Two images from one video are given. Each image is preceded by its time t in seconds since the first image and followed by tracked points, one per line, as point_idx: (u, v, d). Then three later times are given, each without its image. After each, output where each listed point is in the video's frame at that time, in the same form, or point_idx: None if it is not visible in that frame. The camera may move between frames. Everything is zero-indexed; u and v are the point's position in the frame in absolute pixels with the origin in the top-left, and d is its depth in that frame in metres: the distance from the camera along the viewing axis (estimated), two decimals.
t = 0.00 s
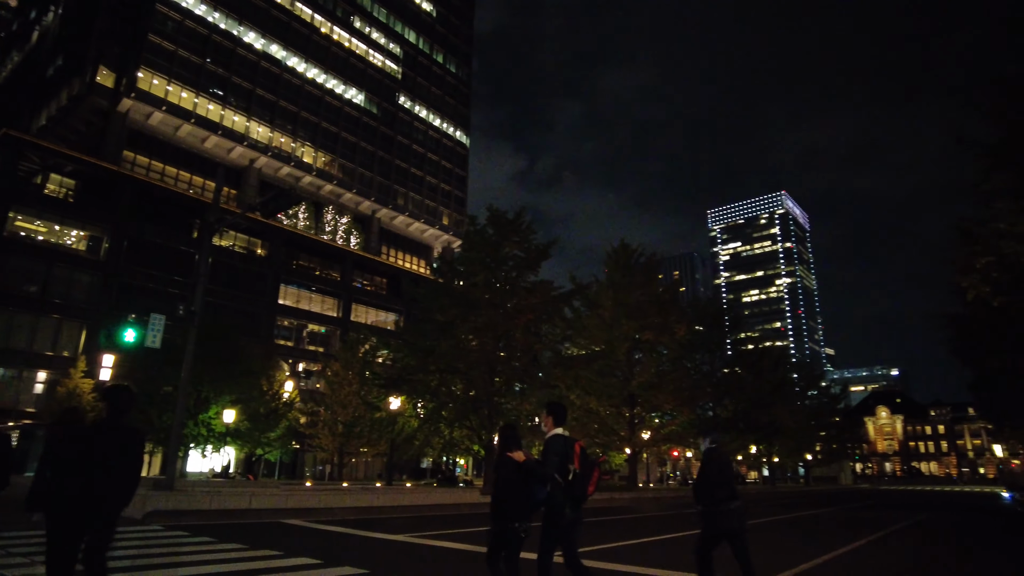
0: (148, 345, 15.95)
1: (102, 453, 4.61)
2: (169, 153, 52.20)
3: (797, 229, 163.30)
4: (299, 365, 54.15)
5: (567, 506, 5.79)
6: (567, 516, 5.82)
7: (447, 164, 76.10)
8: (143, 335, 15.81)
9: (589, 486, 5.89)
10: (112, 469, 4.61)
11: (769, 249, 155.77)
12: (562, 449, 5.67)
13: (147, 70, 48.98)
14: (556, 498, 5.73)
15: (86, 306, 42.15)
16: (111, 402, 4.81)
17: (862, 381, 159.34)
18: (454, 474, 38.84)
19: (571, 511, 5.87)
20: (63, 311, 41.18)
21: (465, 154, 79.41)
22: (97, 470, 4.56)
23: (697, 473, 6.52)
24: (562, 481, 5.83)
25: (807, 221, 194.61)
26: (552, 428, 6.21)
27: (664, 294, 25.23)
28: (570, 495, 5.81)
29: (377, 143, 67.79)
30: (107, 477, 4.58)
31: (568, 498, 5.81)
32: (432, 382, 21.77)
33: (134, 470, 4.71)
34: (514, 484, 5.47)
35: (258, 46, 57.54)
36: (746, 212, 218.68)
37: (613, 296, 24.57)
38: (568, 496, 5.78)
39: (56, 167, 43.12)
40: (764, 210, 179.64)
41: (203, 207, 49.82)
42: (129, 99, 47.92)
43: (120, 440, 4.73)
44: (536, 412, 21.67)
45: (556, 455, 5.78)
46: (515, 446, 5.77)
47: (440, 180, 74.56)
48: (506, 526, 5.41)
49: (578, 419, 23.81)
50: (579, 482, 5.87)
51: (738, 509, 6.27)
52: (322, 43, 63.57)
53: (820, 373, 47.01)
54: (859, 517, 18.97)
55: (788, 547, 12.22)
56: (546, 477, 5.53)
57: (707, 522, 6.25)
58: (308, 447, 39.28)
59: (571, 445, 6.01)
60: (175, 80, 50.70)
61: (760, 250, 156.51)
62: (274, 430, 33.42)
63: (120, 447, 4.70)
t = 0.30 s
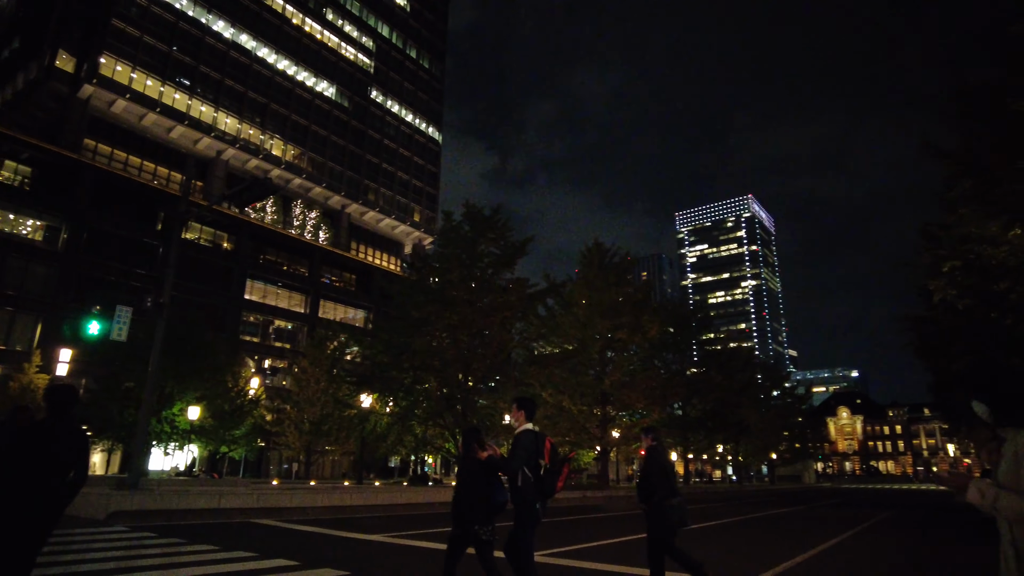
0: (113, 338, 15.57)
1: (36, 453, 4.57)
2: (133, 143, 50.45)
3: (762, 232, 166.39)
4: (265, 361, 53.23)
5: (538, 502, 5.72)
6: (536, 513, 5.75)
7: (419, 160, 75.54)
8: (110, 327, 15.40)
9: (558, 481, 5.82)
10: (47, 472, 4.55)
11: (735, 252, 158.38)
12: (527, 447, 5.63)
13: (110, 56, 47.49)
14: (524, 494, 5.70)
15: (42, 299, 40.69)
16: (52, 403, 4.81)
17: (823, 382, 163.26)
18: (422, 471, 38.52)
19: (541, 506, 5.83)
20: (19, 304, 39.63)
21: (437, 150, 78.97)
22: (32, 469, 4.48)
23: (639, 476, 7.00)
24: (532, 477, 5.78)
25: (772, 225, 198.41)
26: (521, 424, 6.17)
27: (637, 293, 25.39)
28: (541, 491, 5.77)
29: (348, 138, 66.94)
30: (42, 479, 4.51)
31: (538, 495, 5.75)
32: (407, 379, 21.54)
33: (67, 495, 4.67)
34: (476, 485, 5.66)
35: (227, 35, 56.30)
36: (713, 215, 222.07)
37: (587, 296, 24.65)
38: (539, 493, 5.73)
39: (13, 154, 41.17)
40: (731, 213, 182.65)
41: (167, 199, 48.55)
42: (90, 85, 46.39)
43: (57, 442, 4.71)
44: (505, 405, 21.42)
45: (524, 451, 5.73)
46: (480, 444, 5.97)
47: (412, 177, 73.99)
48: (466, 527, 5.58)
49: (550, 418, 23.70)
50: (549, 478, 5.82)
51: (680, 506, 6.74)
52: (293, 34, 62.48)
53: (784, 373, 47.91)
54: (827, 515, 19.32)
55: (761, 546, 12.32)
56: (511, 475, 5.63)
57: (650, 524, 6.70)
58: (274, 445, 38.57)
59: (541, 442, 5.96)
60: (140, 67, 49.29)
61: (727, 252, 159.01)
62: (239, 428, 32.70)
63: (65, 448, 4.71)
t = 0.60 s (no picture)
0: (88, 334, 15.11)
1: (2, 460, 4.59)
2: (103, 134, 49.14)
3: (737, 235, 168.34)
4: (238, 359, 52.38)
5: (517, 503, 5.69)
6: (513, 517, 5.68)
7: (398, 157, 74.97)
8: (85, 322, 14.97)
9: (536, 484, 5.83)
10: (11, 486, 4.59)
11: (710, 255, 160.04)
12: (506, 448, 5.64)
13: (81, 44, 46.24)
14: (502, 495, 5.65)
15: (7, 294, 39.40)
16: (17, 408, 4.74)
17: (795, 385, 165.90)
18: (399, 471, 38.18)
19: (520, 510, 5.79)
20: None
21: (416, 148, 78.43)
22: None
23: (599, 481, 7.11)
24: (509, 478, 5.74)
25: (747, 228, 200.82)
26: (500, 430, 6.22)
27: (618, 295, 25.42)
28: (519, 493, 5.73)
29: (327, 134, 66.17)
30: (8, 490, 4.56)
31: (516, 497, 5.71)
32: (388, 379, 21.33)
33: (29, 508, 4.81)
34: (453, 483, 5.58)
35: (204, 27, 55.25)
36: (689, 218, 224.12)
37: (569, 296, 24.56)
38: (516, 495, 5.68)
39: None
40: (706, 217, 184.74)
41: (139, 192, 47.43)
42: (60, 74, 45.09)
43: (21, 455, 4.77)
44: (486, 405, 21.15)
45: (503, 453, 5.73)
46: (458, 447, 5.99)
47: (391, 174, 73.40)
48: (439, 524, 5.42)
49: (531, 418, 23.59)
50: (527, 480, 5.81)
51: (637, 505, 6.73)
52: (271, 27, 61.58)
53: (759, 374, 48.41)
54: (805, 515, 19.52)
55: (747, 549, 12.34)
56: (489, 477, 5.62)
57: (613, 522, 6.70)
58: (248, 444, 37.90)
59: (519, 446, 5.97)
60: (113, 57, 48.11)
61: (702, 255, 160.57)
62: (212, 427, 32.04)
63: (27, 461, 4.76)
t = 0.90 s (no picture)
0: (76, 328, 14.79)
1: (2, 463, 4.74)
2: (86, 127, 48.26)
3: (721, 236, 169.56)
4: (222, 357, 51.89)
5: (499, 494, 5.57)
6: (495, 507, 5.50)
7: (385, 155, 74.58)
8: (73, 316, 14.69)
9: (520, 476, 5.75)
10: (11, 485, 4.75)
11: (694, 255, 160.98)
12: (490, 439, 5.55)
13: (62, 35, 45.41)
14: (484, 485, 5.51)
15: None
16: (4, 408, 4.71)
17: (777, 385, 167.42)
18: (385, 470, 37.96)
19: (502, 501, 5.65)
20: None
21: (404, 145, 78.05)
22: None
23: (562, 478, 7.24)
24: (494, 469, 5.64)
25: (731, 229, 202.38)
26: (485, 423, 6.16)
27: (607, 294, 25.45)
28: (502, 484, 5.62)
29: (313, 130, 65.61)
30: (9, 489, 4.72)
31: (500, 487, 5.60)
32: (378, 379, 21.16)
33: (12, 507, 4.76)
34: (437, 480, 5.63)
35: (189, 20, 54.53)
36: (673, 219, 225.21)
37: (559, 294, 24.50)
38: (499, 486, 5.56)
39: None
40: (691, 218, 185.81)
41: (123, 186, 46.66)
42: (41, 65, 44.21)
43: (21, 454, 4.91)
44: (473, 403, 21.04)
45: (486, 445, 5.62)
46: (441, 440, 5.90)
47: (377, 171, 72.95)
48: (426, 523, 5.57)
49: (520, 417, 23.54)
50: (510, 472, 5.71)
51: (598, 500, 7.00)
52: (258, 22, 60.94)
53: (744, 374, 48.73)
54: (795, 514, 19.64)
55: (742, 549, 12.34)
56: (473, 467, 5.42)
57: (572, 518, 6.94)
58: (232, 443, 37.47)
59: (504, 437, 5.89)
60: (95, 49, 47.31)
61: (686, 255, 161.52)
62: (196, 425, 31.56)
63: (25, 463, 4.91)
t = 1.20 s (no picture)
0: (68, 326, 14.50)
1: None
2: (73, 121, 47.54)
3: (710, 237, 170.26)
4: (210, 355, 51.34)
5: (484, 502, 5.44)
6: (480, 513, 5.46)
7: (375, 152, 74.11)
8: (64, 313, 14.37)
9: (508, 482, 5.57)
10: None
11: (684, 256, 161.49)
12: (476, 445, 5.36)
13: (48, 28, 44.70)
14: (467, 494, 5.37)
15: None
16: None
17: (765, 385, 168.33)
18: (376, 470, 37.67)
19: (488, 508, 5.55)
20: None
21: (394, 143, 77.60)
22: None
23: (534, 474, 7.14)
24: (479, 476, 5.46)
25: (720, 230, 203.35)
26: (468, 423, 5.88)
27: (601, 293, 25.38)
28: (489, 491, 5.46)
29: (303, 126, 65.08)
30: None
31: (486, 495, 5.44)
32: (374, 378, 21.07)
33: None
34: (424, 481, 5.44)
35: (178, 14, 53.87)
36: (663, 219, 225.86)
37: (554, 293, 24.41)
38: (485, 493, 5.41)
39: None
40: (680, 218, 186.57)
41: (110, 181, 46.01)
42: (26, 58, 43.47)
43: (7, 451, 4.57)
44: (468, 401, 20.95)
45: (472, 449, 5.42)
46: (431, 438, 5.70)
47: (368, 169, 72.48)
48: (411, 524, 5.39)
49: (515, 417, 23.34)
50: (497, 478, 5.53)
51: (568, 505, 6.85)
52: (248, 17, 60.35)
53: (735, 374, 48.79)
54: (791, 515, 19.57)
55: (741, 550, 12.24)
56: (457, 475, 5.31)
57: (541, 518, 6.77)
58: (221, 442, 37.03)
59: (489, 440, 5.69)
60: (81, 42, 46.62)
61: (675, 255, 162.08)
62: (183, 424, 31.11)
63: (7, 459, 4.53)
